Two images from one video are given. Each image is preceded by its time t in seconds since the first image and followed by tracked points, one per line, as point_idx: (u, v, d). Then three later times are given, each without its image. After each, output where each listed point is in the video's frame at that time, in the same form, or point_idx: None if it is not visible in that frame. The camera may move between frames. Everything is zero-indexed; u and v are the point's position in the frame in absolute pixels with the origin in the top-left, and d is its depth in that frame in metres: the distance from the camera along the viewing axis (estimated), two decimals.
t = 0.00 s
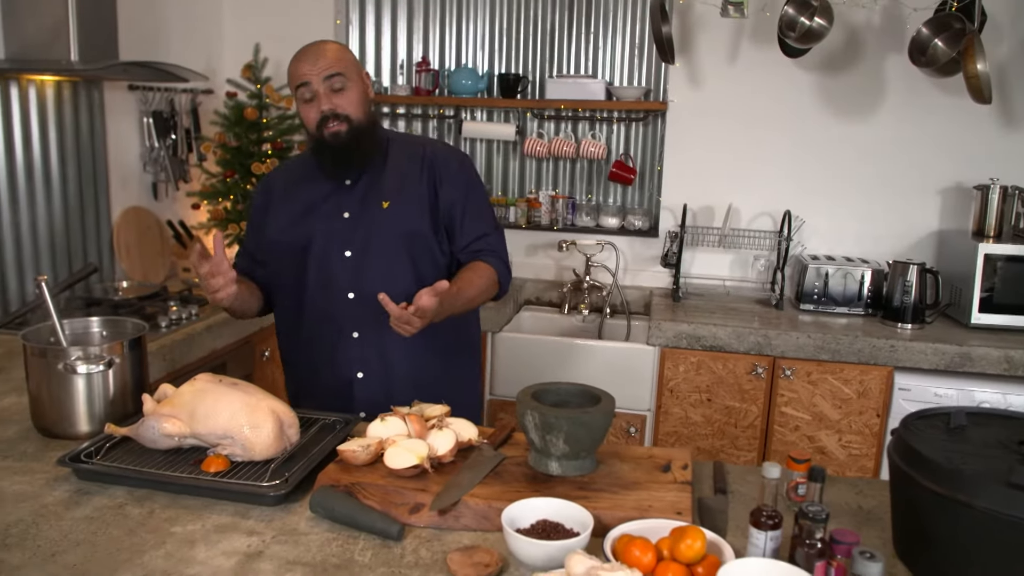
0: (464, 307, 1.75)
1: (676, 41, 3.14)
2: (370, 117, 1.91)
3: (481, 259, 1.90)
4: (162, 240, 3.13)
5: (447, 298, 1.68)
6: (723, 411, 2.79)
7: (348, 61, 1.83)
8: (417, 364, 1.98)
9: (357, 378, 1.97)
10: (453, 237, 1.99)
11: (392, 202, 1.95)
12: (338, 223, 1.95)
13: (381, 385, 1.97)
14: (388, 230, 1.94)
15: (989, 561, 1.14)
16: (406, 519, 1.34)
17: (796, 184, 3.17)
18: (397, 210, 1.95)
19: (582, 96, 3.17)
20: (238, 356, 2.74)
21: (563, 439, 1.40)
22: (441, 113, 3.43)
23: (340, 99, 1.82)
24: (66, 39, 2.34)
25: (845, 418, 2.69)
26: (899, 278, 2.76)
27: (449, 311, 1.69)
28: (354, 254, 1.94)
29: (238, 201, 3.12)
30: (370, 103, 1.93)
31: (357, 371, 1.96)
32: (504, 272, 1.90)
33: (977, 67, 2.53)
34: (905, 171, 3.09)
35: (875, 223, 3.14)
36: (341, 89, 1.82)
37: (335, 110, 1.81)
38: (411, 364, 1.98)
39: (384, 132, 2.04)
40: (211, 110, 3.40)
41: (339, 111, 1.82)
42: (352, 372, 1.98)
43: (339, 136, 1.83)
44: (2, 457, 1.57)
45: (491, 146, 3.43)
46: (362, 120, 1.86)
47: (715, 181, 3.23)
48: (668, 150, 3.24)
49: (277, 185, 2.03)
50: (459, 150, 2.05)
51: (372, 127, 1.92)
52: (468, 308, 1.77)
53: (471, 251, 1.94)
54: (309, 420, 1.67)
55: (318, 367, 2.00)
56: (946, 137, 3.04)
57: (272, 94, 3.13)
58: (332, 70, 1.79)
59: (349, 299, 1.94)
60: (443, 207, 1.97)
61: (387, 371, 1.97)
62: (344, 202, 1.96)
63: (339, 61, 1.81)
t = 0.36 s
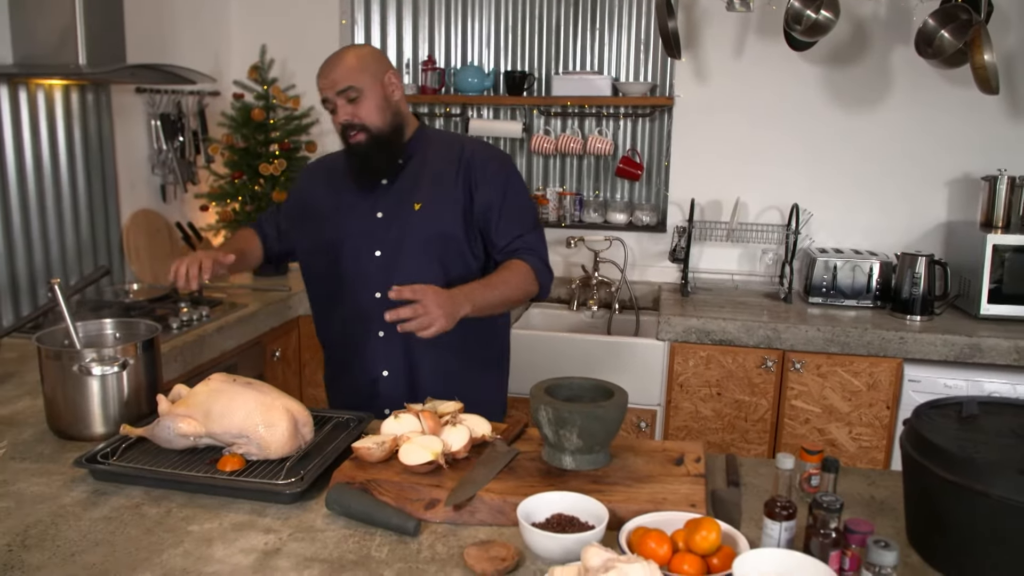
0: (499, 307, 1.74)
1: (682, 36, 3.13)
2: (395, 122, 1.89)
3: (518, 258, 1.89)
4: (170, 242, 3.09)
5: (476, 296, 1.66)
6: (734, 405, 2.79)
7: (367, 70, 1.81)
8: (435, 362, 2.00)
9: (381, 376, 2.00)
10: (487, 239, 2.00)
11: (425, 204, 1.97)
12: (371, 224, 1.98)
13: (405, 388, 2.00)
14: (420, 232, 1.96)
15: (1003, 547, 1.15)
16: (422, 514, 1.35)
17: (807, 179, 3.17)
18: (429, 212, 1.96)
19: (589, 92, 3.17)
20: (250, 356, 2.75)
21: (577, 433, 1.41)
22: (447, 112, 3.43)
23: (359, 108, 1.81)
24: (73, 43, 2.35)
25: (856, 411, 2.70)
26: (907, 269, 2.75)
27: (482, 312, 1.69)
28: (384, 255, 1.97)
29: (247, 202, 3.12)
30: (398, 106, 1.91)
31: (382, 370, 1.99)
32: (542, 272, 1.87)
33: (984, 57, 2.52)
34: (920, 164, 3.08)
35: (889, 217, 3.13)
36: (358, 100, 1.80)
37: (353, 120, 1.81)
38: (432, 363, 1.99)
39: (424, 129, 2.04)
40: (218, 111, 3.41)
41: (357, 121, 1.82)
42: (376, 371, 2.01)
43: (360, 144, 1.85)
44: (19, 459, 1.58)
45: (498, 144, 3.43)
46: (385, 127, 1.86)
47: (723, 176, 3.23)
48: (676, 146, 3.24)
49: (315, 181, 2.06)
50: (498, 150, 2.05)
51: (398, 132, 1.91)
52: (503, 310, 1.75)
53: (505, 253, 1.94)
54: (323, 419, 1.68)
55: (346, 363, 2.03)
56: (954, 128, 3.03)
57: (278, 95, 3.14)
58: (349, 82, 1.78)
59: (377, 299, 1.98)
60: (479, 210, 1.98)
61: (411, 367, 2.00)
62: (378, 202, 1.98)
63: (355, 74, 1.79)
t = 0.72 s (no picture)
0: (495, 303, 1.74)
1: (679, 35, 3.14)
2: (412, 122, 1.92)
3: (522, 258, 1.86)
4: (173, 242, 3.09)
5: (469, 283, 1.67)
6: (730, 402, 2.80)
7: (384, 72, 1.83)
8: (420, 359, 2.04)
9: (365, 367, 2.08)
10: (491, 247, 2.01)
11: (427, 208, 2.00)
12: (376, 220, 2.04)
13: (385, 379, 2.06)
14: (420, 233, 2.01)
15: (988, 542, 1.16)
16: (415, 508, 1.37)
17: (805, 179, 3.18)
18: (431, 214, 2.00)
19: (586, 91, 3.18)
20: (249, 353, 2.77)
21: (569, 429, 1.43)
22: (445, 110, 3.43)
23: (376, 111, 1.85)
24: (73, 41, 2.37)
25: (851, 409, 2.71)
26: (903, 268, 2.76)
27: (478, 306, 1.71)
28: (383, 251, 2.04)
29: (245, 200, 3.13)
30: (416, 106, 1.93)
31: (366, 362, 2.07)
32: (547, 281, 1.83)
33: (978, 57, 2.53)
34: (919, 167, 3.09)
35: (884, 217, 3.14)
36: (376, 102, 1.84)
37: (371, 122, 1.85)
38: (417, 358, 2.04)
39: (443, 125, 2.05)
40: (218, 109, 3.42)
41: (374, 124, 1.86)
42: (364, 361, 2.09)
43: (377, 145, 1.89)
44: (17, 453, 1.60)
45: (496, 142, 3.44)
46: (403, 129, 1.90)
47: (721, 174, 3.24)
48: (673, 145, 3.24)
49: (338, 166, 2.14)
50: (516, 157, 2.03)
51: (414, 132, 1.93)
52: (500, 305, 1.76)
53: (509, 258, 1.93)
54: (318, 414, 1.69)
55: (342, 349, 2.15)
56: (949, 128, 3.04)
57: (278, 93, 3.17)
58: (367, 84, 1.81)
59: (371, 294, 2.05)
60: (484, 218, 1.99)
61: (395, 361, 2.06)
62: (385, 199, 2.03)
63: (374, 76, 1.82)
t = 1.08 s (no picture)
0: (478, 286, 1.82)
1: (685, 36, 3.15)
2: (365, 124, 1.91)
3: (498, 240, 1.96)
4: (179, 235, 3.12)
5: (453, 270, 1.72)
6: (730, 403, 2.81)
7: (330, 76, 1.81)
8: (420, 353, 2.05)
9: (367, 369, 2.05)
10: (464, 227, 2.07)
11: (401, 199, 2.01)
12: (349, 221, 2.02)
13: (390, 376, 2.05)
14: (398, 227, 2.01)
15: (976, 544, 1.17)
16: (410, 498, 1.38)
17: (809, 180, 3.18)
18: (405, 206, 2.01)
19: (593, 90, 3.19)
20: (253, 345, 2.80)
21: (564, 423, 1.44)
22: (452, 107, 3.44)
23: (329, 118, 1.83)
24: (84, 33, 2.40)
25: (851, 411, 2.71)
26: (906, 272, 2.76)
27: (461, 290, 1.77)
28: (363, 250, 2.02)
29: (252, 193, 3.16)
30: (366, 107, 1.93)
31: (367, 365, 2.04)
32: (522, 255, 1.96)
33: (984, 62, 2.53)
34: (912, 166, 3.09)
35: (887, 221, 3.14)
36: (327, 108, 1.82)
37: (325, 130, 1.84)
38: (417, 350, 2.04)
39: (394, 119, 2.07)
40: (227, 102, 3.45)
41: (328, 131, 1.84)
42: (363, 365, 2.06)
43: (334, 152, 1.87)
44: (22, 436, 1.62)
45: (502, 140, 3.46)
46: (356, 131, 1.88)
47: (725, 176, 3.24)
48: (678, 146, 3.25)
49: (290, 175, 2.10)
50: (469, 137, 2.10)
51: (368, 133, 1.93)
52: (482, 287, 1.84)
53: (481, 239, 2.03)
54: (318, 404, 1.71)
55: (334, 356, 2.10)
56: (953, 132, 3.04)
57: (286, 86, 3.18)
58: (315, 92, 1.80)
59: (360, 294, 2.02)
60: (456, 201, 2.04)
61: (396, 356, 2.04)
62: (354, 198, 2.01)
63: (322, 83, 1.80)
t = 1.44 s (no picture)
0: (484, 258, 1.84)
1: (702, 36, 3.13)
2: (354, 125, 1.86)
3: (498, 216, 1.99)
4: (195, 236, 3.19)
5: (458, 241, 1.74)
6: (747, 405, 2.80)
7: (316, 81, 1.75)
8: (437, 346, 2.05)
9: (389, 370, 2.02)
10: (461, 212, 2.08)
11: (402, 195, 2.01)
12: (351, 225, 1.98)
13: (412, 379, 2.03)
14: (401, 224, 2.00)
15: (1008, 548, 1.16)
16: (433, 500, 1.38)
17: (824, 182, 3.16)
18: (407, 202, 2.01)
19: (609, 91, 3.18)
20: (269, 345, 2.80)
21: (588, 425, 1.43)
22: (468, 107, 3.46)
23: (320, 123, 1.78)
24: (103, 33, 2.40)
25: (869, 413, 2.69)
26: (925, 274, 2.74)
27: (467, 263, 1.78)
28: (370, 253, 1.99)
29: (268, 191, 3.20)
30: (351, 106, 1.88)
31: (389, 365, 2.01)
32: (521, 230, 1.98)
33: (1004, 62, 2.50)
34: (922, 158, 3.07)
35: (903, 221, 3.12)
36: (317, 114, 1.77)
37: (318, 136, 1.79)
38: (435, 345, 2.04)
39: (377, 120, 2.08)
40: (243, 102, 3.45)
41: (321, 136, 1.79)
42: (383, 366, 2.02)
43: (329, 157, 1.83)
44: (44, 435, 1.62)
45: (518, 140, 3.46)
46: (348, 133, 1.84)
47: (741, 177, 3.23)
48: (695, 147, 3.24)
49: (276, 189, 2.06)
50: (449, 128, 2.12)
51: (359, 134, 1.88)
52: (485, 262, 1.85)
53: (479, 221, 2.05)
54: (339, 405, 1.70)
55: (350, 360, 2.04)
56: (972, 132, 3.01)
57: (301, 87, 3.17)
58: (304, 99, 1.73)
59: (374, 296, 1.97)
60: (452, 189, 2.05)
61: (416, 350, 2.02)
62: (352, 201, 1.98)
63: (310, 89, 1.74)
